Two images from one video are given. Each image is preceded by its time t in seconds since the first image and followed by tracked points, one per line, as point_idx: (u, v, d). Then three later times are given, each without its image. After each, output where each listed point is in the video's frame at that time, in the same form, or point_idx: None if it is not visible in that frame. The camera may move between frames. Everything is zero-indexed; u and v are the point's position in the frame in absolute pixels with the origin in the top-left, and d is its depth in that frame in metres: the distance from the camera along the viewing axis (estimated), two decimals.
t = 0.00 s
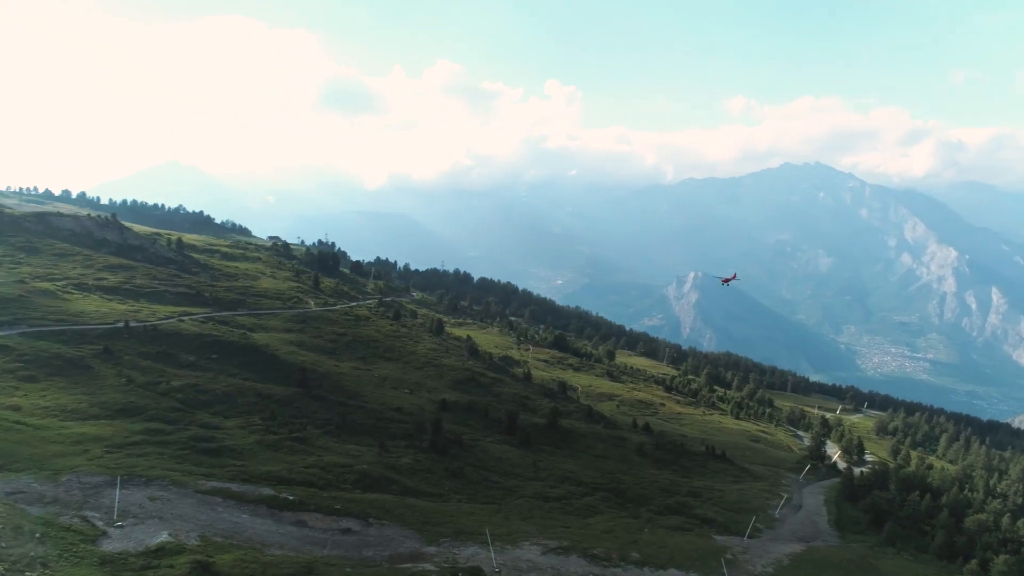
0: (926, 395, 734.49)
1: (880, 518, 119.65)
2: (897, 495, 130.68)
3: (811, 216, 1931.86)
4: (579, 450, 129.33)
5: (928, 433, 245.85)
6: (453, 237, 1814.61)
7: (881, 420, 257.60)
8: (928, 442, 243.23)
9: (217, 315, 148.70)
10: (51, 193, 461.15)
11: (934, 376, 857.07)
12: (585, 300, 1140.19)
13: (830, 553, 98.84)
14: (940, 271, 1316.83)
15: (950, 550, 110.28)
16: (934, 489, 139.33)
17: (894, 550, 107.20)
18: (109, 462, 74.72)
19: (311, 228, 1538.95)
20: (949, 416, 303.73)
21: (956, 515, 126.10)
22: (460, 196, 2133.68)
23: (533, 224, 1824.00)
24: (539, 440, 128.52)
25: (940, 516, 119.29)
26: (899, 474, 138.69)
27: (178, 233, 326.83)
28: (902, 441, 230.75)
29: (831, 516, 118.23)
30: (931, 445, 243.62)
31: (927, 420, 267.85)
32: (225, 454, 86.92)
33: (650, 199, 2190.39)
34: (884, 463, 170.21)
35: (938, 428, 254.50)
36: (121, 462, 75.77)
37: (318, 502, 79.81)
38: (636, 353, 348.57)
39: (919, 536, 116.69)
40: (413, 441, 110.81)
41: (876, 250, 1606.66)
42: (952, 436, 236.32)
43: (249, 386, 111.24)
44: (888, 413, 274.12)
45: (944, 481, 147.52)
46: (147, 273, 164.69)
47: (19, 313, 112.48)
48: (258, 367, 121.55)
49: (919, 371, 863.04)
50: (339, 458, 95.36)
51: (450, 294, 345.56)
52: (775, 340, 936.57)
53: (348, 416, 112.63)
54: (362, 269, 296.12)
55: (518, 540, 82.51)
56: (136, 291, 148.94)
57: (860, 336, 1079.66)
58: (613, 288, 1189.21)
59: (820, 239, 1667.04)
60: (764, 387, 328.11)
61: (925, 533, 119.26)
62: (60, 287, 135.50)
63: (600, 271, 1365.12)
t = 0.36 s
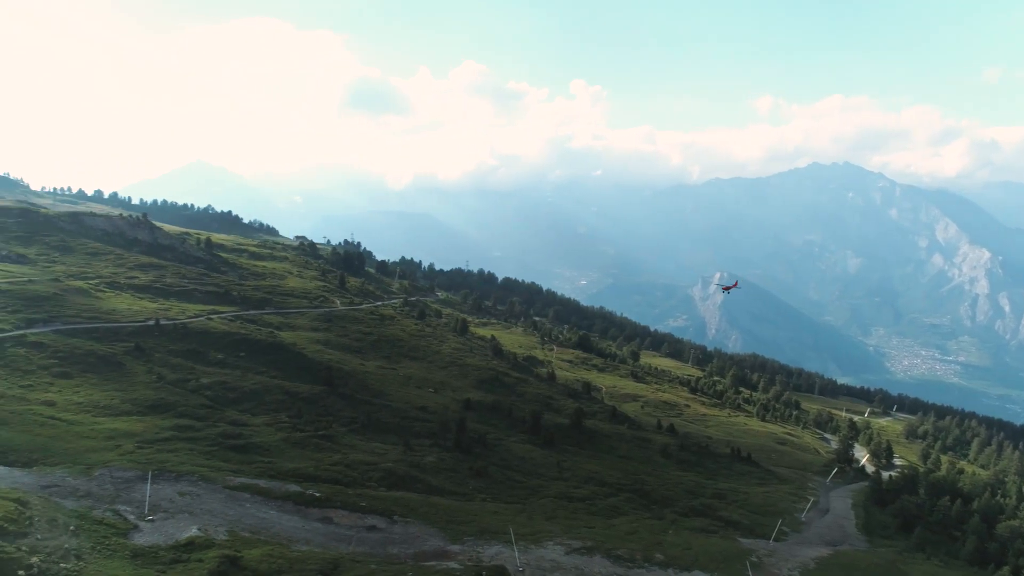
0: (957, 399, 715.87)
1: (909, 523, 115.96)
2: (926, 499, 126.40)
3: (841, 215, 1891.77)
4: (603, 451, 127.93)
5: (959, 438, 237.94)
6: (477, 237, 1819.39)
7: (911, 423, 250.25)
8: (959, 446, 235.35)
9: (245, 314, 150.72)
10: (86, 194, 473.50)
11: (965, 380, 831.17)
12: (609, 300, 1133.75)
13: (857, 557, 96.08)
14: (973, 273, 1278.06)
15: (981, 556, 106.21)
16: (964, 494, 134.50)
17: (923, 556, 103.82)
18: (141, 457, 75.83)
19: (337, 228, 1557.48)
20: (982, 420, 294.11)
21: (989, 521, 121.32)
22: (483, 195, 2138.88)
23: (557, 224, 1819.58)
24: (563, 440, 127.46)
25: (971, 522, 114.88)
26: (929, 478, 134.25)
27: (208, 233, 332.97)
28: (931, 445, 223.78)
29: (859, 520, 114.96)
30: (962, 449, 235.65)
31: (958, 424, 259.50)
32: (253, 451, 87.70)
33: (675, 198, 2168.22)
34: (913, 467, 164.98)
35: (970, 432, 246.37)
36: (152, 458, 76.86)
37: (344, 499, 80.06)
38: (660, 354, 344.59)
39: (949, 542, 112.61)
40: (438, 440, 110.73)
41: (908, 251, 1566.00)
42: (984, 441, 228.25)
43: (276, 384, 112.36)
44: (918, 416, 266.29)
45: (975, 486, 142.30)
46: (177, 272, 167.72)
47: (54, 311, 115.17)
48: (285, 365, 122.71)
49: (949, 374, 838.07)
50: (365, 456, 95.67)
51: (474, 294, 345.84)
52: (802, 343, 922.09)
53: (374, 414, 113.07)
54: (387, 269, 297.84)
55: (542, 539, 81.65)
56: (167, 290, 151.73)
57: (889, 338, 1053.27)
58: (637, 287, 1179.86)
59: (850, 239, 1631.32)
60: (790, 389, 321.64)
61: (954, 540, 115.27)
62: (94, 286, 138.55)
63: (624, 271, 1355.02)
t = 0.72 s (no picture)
0: (990, 404, 693.38)
1: (938, 529, 111.84)
2: (958, 505, 121.55)
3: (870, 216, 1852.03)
4: (627, 451, 126.25)
5: (992, 442, 229.13)
6: (500, 237, 1821.50)
7: (942, 427, 242.37)
8: (992, 451, 226.55)
9: (273, 313, 152.56)
10: (119, 194, 486.11)
11: (1000, 383, 804.59)
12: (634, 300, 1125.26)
13: (887, 563, 93.09)
14: (1008, 275, 1237.16)
15: (1014, 564, 101.61)
16: (998, 500, 129.16)
17: (953, 562, 99.94)
18: (171, 453, 76.77)
19: (363, 228, 1574.43)
20: (1018, 425, 283.50)
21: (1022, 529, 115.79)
22: (507, 195, 2140.76)
23: (581, 224, 1811.96)
24: (587, 440, 126.09)
25: (1004, 529, 109.61)
26: (961, 483, 129.27)
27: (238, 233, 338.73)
28: (963, 450, 216.30)
29: (888, 525, 111.38)
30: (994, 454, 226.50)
31: (992, 428, 250.36)
32: (280, 448, 88.32)
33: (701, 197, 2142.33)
34: (944, 472, 159.30)
35: (1003, 437, 237.46)
36: (183, 453, 77.75)
37: (369, 497, 80.15)
38: (685, 355, 339.89)
39: (981, 549, 108.00)
40: (463, 439, 110.40)
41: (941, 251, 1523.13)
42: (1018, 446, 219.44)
43: (303, 382, 113.24)
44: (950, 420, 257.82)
45: (1009, 492, 136.55)
46: (207, 271, 170.52)
47: (89, 308, 117.80)
48: (312, 364, 123.65)
49: (983, 378, 812.72)
50: (390, 454, 95.74)
51: (498, 294, 345.40)
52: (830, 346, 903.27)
53: (399, 413, 113.26)
54: (413, 269, 299.23)
55: (566, 539, 80.62)
56: (197, 288, 154.37)
57: (919, 341, 1025.90)
58: (663, 288, 1168.43)
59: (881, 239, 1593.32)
60: (818, 392, 314.36)
61: (986, 546, 110.26)
62: (126, 284, 141.54)
63: (649, 270, 1342.55)
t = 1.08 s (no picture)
0: None
1: (970, 535, 108.12)
2: (991, 511, 117.26)
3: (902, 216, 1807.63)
4: (652, 453, 124.30)
5: None
6: (524, 237, 1820.72)
7: (974, 431, 234.74)
8: None
9: (300, 312, 154.05)
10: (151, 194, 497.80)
11: None
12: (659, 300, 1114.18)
13: (917, 568, 90.13)
14: None
15: None
16: None
17: (987, 569, 96.35)
18: (200, 449, 77.52)
19: (388, 228, 1588.14)
20: None
21: None
22: (530, 195, 2139.81)
23: (606, 224, 1801.35)
24: (611, 441, 124.47)
25: None
26: (994, 489, 124.81)
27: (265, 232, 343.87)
28: (997, 455, 209.08)
29: (918, 530, 107.98)
30: None
31: None
32: (306, 445, 88.76)
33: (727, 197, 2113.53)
34: (978, 477, 153.88)
35: None
36: (211, 450, 78.42)
37: (394, 495, 79.99)
38: (710, 356, 335.13)
39: (1016, 556, 103.90)
40: (487, 438, 109.92)
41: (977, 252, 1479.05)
42: None
43: (329, 380, 113.99)
44: (983, 425, 249.55)
45: None
46: (235, 270, 173.12)
47: (121, 307, 120.02)
48: (338, 362, 124.45)
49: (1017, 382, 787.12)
50: (414, 452, 95.52)
51: (522, 294, 344.94)
52: (859, 347, 882.95)
53: (423, 412, 113.09)
54: (438, 268, 300.23)
55: (590, 540, 79.47)
56: (226, 288, 156.59)
57: (951, 344, 997.22)
58: (688, 288, 1154.67)
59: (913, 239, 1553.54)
60: (846, 395, 307.22)
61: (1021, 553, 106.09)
62: (156, 283, 144.25)
63: (674, 270, 1328.23)
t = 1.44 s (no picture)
0: None
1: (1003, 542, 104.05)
2: None
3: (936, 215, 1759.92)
4: (676, 454, 122.22)
5: None
6: (548, 236, 1817.14)
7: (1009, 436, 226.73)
8: None
9: (326, 310, 155.37)
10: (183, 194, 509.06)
11: None
12: (684, 301, 1101.28)
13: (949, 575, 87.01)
14: None
15: None
16: None
17: None
18: (229, 445, 78.24)
19: (413, 228, 1599.54)
20: None
21: None
22: (555, 195, 2135.10)
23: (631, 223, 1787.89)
24: (636, 441, 122.76)
25: None
26: None
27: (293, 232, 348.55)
28: None
29: (948, 536, 104.34)
30: None
31: None
32: (332, 443, 89.13)
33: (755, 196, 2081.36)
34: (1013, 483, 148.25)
35: None
36: (239, 446, 79.08)
37: (418, 493, 79.82)
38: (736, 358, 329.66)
39: None
40: (511, 438, 109.26)
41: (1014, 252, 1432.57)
42: None
43: (355, 379, 114.51)
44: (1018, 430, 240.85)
45: None
46: (263, 269, 175.44)
47: (152, 305, 122.23)
48: (364, 361, 125.01)
49: None
50: (438, 451, 95.27)
51: (546, 293, 343.72)
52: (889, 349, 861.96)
53: (448, 411, 112.86)
54: (463, 268, 300.62)
55: (614, 540, 78.25)
56: (254, 286, 158.72)
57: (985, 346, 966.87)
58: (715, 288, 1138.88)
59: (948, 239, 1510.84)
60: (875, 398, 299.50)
61: None
62: (186, 282, 146.78)
63: (700, 269, 1311.85)
